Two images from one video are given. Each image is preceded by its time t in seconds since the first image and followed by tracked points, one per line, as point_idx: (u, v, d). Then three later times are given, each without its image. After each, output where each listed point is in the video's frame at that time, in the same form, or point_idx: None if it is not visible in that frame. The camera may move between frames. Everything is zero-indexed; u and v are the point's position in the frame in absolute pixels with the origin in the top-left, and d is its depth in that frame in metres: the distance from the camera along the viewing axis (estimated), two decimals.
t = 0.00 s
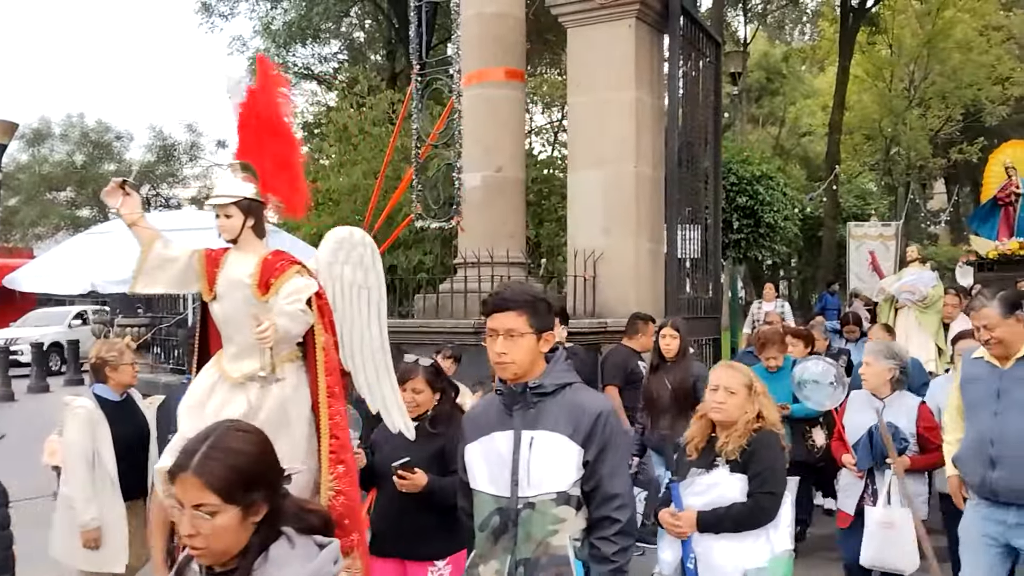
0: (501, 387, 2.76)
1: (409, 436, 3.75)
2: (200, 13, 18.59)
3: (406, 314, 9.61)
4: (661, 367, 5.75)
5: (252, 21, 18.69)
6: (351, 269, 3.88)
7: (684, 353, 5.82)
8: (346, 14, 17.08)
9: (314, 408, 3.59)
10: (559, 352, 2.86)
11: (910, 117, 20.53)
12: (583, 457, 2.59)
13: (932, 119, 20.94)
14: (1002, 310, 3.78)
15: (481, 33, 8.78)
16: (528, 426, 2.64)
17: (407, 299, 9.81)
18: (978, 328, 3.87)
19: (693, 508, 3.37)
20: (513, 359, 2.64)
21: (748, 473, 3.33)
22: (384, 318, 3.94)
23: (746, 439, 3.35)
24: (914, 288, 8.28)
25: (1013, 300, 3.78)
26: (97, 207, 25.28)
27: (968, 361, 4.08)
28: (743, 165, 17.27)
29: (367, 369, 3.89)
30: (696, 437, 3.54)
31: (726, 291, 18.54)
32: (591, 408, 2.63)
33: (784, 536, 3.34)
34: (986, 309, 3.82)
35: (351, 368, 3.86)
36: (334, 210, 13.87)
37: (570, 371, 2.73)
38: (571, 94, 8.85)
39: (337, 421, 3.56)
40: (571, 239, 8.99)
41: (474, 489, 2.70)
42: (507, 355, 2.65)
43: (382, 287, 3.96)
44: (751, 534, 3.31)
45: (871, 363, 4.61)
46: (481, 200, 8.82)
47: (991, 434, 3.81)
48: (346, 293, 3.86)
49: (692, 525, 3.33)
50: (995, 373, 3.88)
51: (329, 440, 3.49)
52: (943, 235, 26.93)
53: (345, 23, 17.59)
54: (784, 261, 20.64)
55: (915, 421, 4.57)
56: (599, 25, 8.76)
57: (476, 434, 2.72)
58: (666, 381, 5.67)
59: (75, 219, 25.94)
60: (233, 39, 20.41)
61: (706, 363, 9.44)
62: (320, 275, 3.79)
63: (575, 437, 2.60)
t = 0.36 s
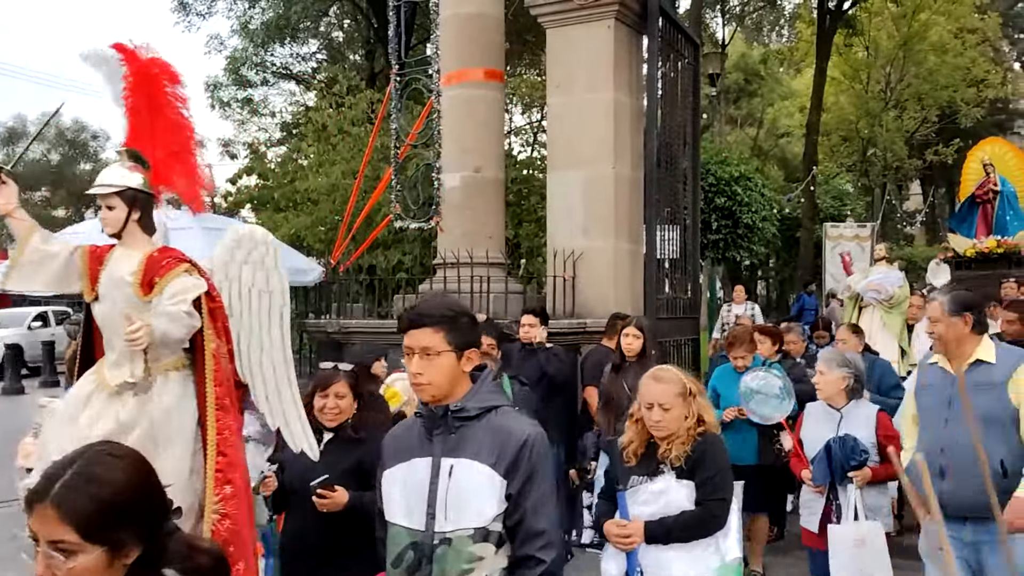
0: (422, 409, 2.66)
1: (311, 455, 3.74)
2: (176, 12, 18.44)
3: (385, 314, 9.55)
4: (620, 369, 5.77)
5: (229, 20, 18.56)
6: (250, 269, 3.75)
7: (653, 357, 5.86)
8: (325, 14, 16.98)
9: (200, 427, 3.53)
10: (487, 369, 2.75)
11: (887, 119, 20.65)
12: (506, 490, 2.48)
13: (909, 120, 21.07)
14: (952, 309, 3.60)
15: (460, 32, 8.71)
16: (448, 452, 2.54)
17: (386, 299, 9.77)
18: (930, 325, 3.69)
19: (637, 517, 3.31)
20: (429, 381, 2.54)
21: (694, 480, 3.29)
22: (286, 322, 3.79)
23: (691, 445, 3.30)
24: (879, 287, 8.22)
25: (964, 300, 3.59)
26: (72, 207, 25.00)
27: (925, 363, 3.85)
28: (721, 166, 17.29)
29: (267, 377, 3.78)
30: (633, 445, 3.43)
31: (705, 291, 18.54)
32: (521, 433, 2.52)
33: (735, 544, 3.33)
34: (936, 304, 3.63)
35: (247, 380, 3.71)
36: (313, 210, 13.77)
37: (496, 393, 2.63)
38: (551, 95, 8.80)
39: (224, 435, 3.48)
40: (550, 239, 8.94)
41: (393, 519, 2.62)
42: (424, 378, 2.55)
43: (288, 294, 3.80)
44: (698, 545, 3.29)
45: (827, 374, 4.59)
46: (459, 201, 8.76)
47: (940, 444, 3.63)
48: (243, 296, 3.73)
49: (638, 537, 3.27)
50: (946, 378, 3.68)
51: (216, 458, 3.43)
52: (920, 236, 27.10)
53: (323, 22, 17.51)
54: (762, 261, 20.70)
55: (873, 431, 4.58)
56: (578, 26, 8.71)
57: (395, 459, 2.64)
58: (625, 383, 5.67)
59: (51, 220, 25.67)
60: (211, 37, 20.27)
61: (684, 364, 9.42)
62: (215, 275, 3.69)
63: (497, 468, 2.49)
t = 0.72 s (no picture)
0: (349, 419, 2.48)
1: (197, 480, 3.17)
2: (163, 12, 18.30)
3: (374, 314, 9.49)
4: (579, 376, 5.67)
5: (217, 20, 18.43)
6: (113, 272, 3.18)
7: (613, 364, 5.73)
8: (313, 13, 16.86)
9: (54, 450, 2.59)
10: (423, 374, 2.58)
11: (875, 119, 20.62)
12: (436, 508, 2.31)
13: (897, 121, 21.08)
14: (908, 307, 3.66)
15: (448, 32, 8.63)
16: (376, 467, 2.36)
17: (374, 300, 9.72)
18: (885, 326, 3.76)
19: (604, 535, 3.15)
20: (354, 387, 2.37)
21: (667, 498, 3.12)
22: (160, 332, 3.23)
23: (664, 460, 3.15)
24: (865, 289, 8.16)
25: (919, 298, 3.67)
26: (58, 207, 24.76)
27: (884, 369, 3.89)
28: (710, 166, 17.23)
29: (137, 395, 3.13)
30: (603, 459, 3.32)
31: (695, 291, 18.48)
32: (457, 449, 2.33)
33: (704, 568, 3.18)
34: (891, 301, 3.72)
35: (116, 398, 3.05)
36: (301, 211, 13.68)
37: (432, 401, 2.46)
38: (541, 94, 8.72)
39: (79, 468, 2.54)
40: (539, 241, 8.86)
41: (315, 541, 2.45)
42: (350, 385, 2.37)
43: (161, 297, 3.29)
44: (667, 569, 3.12)
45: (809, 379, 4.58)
46: (448, 201, 8.68)
47: (900, 449, 3.65)
48: (106, 301, 3.15)
49: (605, 556, 3.11)
50: (906, 381, 3.72)
51: (65, 487, 2.50)
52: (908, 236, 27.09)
53: (311, 21, 17.39)
54: (751, 261, 20.65)
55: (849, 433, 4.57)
56: (566, 26, 8.64)
57: (320, 472, 2.47)
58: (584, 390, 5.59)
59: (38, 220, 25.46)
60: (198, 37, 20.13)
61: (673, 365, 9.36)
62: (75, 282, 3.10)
63: (427, 483, 2.31)
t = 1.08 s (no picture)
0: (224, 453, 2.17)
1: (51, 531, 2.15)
2: (144, 11, 18.23)
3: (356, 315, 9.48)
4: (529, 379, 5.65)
5: (198, 19, 18.37)
6: None
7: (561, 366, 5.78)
8: (295, 14, 16.80)
9: None
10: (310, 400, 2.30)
11: (855, 121, 20.82)
12: (330, 548, 2.03)
13: (877, 122, 21.29)
14: (898, 312, 3.44)
15: (431, 32, 8.63)
16: (257, 507, 2.05)
17: (356, 300, 9.70)
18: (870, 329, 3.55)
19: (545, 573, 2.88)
20: (233, 419, 2.09)
21: (609, 526, 2.87)
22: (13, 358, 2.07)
23: (604, 487, 2.88)
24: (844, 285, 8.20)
25: (906, 303, 3.44)
26: (40, 207, 24.65)
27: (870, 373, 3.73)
28: (692, 167, 17.34)
29: None
30: (536, 486, 3.01)
31: (677, 291, 18.57)
32: (350, 479, 2.05)
33: None
34: (877, 305, 3.48)
35: None
36: (283, 211, 13.65)
37: (321, 429, 2.15)
38: (523, 95, 8.74)
39: None
40: (521, 242, 8.86)
41: None
42: (228, 416, 2.09)
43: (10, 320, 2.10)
44: None
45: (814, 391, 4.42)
46: (431, 202, 8.68)
47: (870, 464, 3.52)
48: None
49: None
50: (886, 389, 3.57)
51: None
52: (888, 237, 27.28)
53: (294, 22, 17.35)
54: (733, 262, 20.74)
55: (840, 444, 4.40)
56: (549, 27, 8.66)
57: (191, 519, 2.13)
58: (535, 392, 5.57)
59: (18, 220, 25.25)
60: (180, 37, 20.07)
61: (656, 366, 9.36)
62: None
63: (319, 522, 2.03)
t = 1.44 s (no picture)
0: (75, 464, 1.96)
1: None
2: (124, 11, 18.14)
3: (339, 317, 9.49)
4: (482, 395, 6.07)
5: (179, 20, 18.31)
6: None
7: (514, 377, 6.19)
8: (278, 15, 16.76)
9: None
10: (172, 406, 2.08)
11: (835, 123, 21.01)
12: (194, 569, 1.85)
13: (857, 124, 21.46)
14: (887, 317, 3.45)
15: (413, 33, 8.64)
16: (110, 526, 1.86)
17: (338, 303, 9.71)
18: (853, 334, 3.49)
19: None
20: (81, 430, 1.87)
21: (531, 540, 2.86)
22: None
23: (523, 498, 2.88)
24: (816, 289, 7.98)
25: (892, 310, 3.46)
26: (19, 208, 24.43)
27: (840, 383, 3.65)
28: (674, 169, 17.43)
29: None
30: (448, 495, 3.01)
31: (659, 293, 18.63)
32: (215, 490, 1.88)
33: None
34: (868, 308, 3.46)
35: None
36: (265, 212, 13.62)
37: (183, 437, 1.97)
38: (506, 97, 8.78)
39: None
40: (504, 243, 8.90)
41: None
42: (75, 428, 1.88)
43: None
44: None
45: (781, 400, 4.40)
46: (414, 202, 8.69)
47: (841, 478, 3.47)
48: None
49: None
50: (857, 399, 3.52)
51: None
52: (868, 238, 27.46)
53: (276, 22, 17.31)
54: (714, 263, 20.82)
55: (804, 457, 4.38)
56: (531, 29, 8.69)
57: (39, 542, 1.92)
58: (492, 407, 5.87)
59: None
60: (161, 37, 19.99)
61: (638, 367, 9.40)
62: None
63: (179, 542, 1.85)
